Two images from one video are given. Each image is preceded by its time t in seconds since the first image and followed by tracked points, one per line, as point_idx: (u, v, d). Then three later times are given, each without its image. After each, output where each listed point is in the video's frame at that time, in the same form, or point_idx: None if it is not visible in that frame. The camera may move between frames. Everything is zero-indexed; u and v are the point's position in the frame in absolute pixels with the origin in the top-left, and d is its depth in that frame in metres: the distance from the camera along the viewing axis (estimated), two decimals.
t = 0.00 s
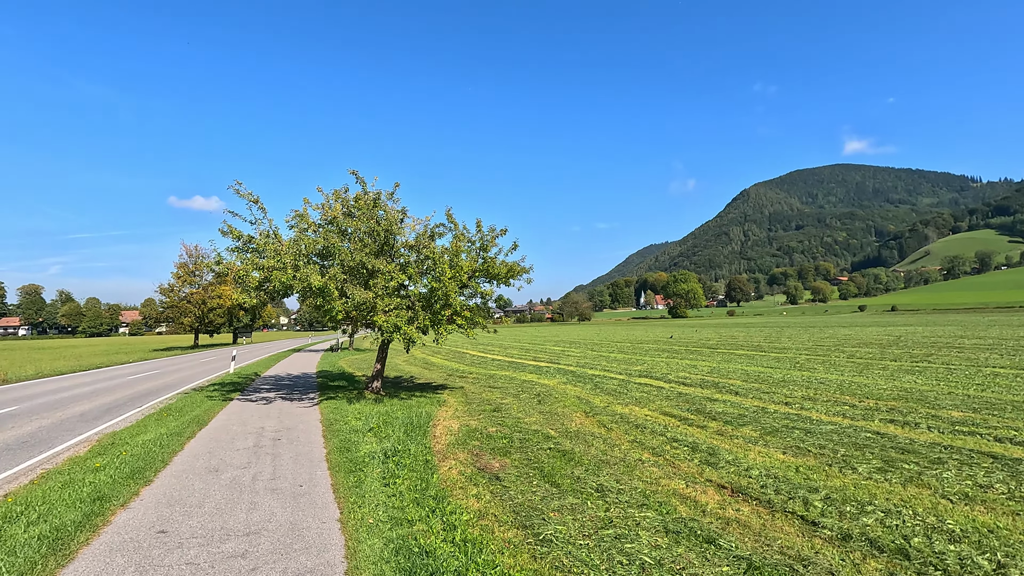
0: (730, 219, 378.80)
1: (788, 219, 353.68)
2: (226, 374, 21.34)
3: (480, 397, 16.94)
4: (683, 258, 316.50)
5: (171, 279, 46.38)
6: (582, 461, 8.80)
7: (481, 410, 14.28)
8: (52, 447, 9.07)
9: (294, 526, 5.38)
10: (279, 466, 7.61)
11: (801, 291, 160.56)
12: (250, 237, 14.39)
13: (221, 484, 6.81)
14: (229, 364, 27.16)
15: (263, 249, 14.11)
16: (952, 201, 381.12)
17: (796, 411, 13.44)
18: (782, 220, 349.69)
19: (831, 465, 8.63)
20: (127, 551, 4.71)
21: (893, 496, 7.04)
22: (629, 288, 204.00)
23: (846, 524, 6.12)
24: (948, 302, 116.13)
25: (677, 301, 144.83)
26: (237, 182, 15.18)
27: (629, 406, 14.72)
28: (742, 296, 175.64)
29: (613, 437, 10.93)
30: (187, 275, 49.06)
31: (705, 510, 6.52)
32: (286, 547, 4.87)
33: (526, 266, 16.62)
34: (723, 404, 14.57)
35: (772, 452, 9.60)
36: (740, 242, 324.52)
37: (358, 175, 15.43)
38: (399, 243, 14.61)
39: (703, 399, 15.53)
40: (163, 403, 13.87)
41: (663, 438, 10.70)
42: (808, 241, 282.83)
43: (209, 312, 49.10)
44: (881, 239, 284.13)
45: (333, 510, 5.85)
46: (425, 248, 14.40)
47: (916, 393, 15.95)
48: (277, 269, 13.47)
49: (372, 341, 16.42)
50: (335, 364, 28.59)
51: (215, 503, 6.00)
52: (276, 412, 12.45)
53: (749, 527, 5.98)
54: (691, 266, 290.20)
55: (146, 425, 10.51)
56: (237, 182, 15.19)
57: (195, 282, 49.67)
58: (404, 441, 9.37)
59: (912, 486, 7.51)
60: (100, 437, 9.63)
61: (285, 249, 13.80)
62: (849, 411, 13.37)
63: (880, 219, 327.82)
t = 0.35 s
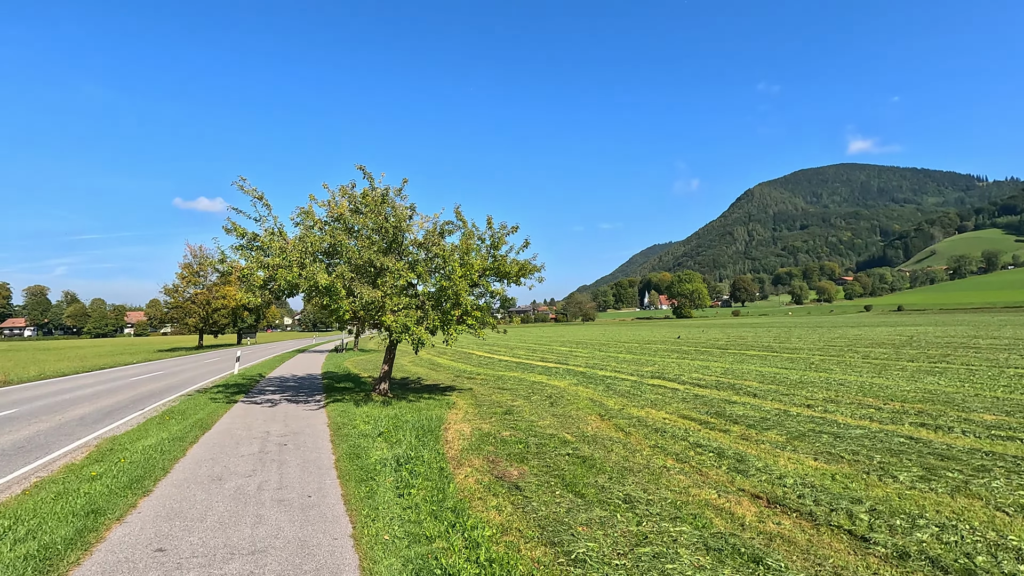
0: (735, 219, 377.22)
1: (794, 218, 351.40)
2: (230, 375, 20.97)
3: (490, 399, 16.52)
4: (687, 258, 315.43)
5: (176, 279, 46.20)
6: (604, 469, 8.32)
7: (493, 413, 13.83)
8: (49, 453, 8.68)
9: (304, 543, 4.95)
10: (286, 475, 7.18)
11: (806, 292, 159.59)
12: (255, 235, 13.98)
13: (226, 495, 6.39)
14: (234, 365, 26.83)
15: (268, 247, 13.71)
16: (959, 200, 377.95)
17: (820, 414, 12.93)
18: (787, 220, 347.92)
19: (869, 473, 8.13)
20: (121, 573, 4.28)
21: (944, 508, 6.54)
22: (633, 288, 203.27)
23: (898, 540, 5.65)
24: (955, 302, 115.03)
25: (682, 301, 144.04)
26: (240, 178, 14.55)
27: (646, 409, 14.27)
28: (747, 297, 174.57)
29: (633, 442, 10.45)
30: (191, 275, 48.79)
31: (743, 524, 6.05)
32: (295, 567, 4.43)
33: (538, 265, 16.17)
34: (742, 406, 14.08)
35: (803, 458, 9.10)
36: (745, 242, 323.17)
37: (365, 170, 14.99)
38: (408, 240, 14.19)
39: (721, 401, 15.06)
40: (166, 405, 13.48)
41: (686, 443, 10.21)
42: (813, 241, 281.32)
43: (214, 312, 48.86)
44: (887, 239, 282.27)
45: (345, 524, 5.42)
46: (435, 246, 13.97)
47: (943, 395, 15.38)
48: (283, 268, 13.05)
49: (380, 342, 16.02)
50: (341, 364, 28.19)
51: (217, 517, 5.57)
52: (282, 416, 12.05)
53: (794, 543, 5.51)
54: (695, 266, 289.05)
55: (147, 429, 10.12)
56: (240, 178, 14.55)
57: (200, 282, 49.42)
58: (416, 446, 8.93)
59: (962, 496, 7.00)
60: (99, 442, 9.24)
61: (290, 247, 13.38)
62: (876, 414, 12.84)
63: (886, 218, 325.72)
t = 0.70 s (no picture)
0: (737, 219, 376.02)
1: (796, 218, 350.04)
2: (231, 375, 20.55)
3: (498, 400, 16.08)
4: (690, 258, 314.60)
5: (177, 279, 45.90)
6: (625, 476, 7.86)
7: (502, 416, 13.37)
8: (39, 458, 8.26)
9: (308, 562, 4.50)
10: (288, 483, 6.74)
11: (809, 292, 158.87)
12: (256, 231, 13.54)
13: (224, 506, 5.95)
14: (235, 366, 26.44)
15: (270, 243, 13.27)
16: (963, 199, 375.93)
17: (842, 417, 12.43)
18: (790, 220, 346.73)
19: (906, 481, 7.64)
20: None
21: (999, 521, 6.05)
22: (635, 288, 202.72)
23: (956, 558, 5.17)
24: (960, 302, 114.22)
25: (685, 301, 143.43)
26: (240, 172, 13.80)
27: (659, 411, 13.81)
28: (750, 297, 173.83)
29: (651, 446, 9.97)
30: (193, 275, 48.42)
31: (783, 539, 5.58)
32: None
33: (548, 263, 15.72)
34: (760, 409, 13.60)
35: (833, 464, 8.62)
36: (748, 242, 322.10)
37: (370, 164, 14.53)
38: (414, 236, 13.76)
39: (736, 403, 14.58)
40: (165, 407, 13.08)
41: (706, 448, 9.76)
42: (816, 241, 280.24)
43: (215, 312, 48.53)
44: (891, 238, 280.91)
45: (352, 541, 4.97)
46: (442, 243, 13.53)
47: (966, 397, 14.88)
48: (285, 265, 12.61)
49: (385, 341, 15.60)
50: (344, 365, 27.78)
51: (215, 531, 5.12)
52: (283, 418, 11.63)
53: (843, 562, 5.04)
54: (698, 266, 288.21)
55: (143, 433, 9.68)
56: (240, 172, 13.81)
57: (201, 282, 49.05)
58: (425, 451, 8.48)
59: (1013, 508, 6.51)
60: (93, 447, 8.82)
61: (293, 244, 12.93)
62: (901, 417, 12.34)
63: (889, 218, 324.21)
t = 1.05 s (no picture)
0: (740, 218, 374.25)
1: (800, 216, 347.99)
2: (232, 376, 20.12)
3: (506, 403, 15.60)
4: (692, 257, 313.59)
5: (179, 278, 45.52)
6: (647, 487, 7.38)
7: (511, 419, 12.89)
8: (26, 468, 7.82)
9: None
10: (289, 497, 6.27)
11: (812, 291, 158.18)
12: (256, 228, 13.08)
13: (220, 524, 5.48)
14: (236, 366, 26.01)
15: (271, 240, 12.80)
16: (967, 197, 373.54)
17: (867, 421, 11.91)
18: (793, 218, 345.13)
19: (950, 493, 7.12)
20: None
21: None
22: (637, 287, 202.17)
23: None
24: (965, 300, 113.37)
25: (688, 300, 142.77)
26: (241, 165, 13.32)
27: (674, 414, 13.33)
28: (753, 296, 173.15)
29: (670, 453, 9.49)
30: (195, 274, 47.94)
31: (830, 563, 5.08)
32: None
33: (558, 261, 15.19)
34: (778, 412, 13.11)
35: (867, 473, 8.11)
36: (750, 240, 321.09)
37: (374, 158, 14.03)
38: (420, 233, 13.30)
39: (753, 406, 14.08)
40: (163, 411, 12.65)
41: (729, 455, 9.28)
42: (818, 239, 279.11)
43: (217, 312, 48.15)
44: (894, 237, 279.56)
45: (359, 565, 4.51)
46: (449, 240, 13.05)
47: (992, 399, 14.31)
48: (287, 263, 12.14)
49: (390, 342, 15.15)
50: (348, 365, 27.35)
51: (207, 555, 4.64)
52: (285, 422, 11.18)
53: None
54: (701, 265, 287.20)
55: (137, 439, 9.22)
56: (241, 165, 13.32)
57: (203, 281, 48.55)
58: (435, 460, 8.00)
59: None
60: (82, 455, 8.36)
61: (295, 241, 12.45)
62: (929, 421, 11.80)
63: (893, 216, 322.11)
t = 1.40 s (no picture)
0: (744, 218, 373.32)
1: (804, 216, 346.76)
2: (235, 377, 19.70)
3: (516, 404, 15.16)
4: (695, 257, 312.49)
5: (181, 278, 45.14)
6: (675, 494, 6.92)
7: (523, 421, 12.44)
8: (16, 473, 7.40)
9: None
10: (296, 507, 5.84)
11: (817, 291, 157.26)
12: (259, 224, 12.66)
13: (221, 536, 5.04)
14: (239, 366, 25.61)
15: (274, 236, 12.39)
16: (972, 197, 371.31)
17: (895, 423, 11.40)
18: (796, 218, 343.81)
19: (1002, 502, 6.63)
20: None
21: None
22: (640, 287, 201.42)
23: None
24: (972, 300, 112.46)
25: (691, 300, 141.97)
26: (244, 159, 12.91)
27: (692, 416, 12.86)
28: (757, 296, 172.30)
29: (694, 458, 9.00)
30: (197, 274, 47.59)
31: None
32: None
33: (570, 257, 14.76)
34: (800, 413, 12.63)
35: (907, 480, 7.62)
36: (754, 240, 319.74)
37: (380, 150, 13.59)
38: (428, 228, 12.86)
39: (773, 408, 13.61)
40: (163, 412, 12.25)
41: (757, 460, 8.78)
42: (822, 239, 277.89)
43: (220, 312, 47.83)
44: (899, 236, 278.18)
45: None
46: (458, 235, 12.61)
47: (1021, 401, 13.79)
48: (291, 259, 11.72)
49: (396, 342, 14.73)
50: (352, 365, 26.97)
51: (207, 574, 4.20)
52: (290, 424, 10.76)
53: None
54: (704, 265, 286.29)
55: (135, 443, 8.80)
56: (243, 159, 12.91)
57: (206, 281, 48.20)
58: (449, 465, 7.56)
59: None
60: (77, 460, 7.94)
61: (299, 236, 12.03)
62: (960, 423, 11.30)
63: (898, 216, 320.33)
